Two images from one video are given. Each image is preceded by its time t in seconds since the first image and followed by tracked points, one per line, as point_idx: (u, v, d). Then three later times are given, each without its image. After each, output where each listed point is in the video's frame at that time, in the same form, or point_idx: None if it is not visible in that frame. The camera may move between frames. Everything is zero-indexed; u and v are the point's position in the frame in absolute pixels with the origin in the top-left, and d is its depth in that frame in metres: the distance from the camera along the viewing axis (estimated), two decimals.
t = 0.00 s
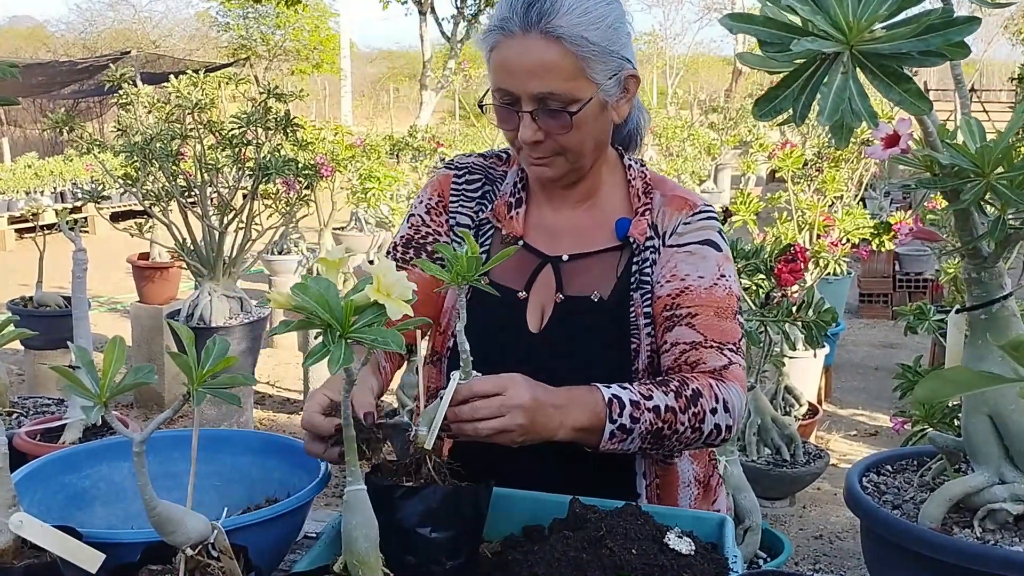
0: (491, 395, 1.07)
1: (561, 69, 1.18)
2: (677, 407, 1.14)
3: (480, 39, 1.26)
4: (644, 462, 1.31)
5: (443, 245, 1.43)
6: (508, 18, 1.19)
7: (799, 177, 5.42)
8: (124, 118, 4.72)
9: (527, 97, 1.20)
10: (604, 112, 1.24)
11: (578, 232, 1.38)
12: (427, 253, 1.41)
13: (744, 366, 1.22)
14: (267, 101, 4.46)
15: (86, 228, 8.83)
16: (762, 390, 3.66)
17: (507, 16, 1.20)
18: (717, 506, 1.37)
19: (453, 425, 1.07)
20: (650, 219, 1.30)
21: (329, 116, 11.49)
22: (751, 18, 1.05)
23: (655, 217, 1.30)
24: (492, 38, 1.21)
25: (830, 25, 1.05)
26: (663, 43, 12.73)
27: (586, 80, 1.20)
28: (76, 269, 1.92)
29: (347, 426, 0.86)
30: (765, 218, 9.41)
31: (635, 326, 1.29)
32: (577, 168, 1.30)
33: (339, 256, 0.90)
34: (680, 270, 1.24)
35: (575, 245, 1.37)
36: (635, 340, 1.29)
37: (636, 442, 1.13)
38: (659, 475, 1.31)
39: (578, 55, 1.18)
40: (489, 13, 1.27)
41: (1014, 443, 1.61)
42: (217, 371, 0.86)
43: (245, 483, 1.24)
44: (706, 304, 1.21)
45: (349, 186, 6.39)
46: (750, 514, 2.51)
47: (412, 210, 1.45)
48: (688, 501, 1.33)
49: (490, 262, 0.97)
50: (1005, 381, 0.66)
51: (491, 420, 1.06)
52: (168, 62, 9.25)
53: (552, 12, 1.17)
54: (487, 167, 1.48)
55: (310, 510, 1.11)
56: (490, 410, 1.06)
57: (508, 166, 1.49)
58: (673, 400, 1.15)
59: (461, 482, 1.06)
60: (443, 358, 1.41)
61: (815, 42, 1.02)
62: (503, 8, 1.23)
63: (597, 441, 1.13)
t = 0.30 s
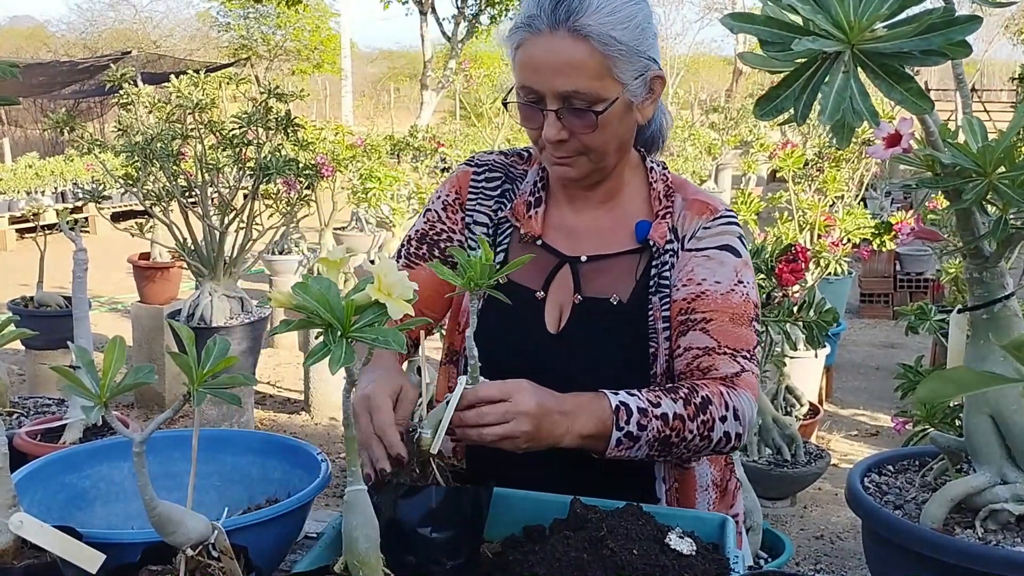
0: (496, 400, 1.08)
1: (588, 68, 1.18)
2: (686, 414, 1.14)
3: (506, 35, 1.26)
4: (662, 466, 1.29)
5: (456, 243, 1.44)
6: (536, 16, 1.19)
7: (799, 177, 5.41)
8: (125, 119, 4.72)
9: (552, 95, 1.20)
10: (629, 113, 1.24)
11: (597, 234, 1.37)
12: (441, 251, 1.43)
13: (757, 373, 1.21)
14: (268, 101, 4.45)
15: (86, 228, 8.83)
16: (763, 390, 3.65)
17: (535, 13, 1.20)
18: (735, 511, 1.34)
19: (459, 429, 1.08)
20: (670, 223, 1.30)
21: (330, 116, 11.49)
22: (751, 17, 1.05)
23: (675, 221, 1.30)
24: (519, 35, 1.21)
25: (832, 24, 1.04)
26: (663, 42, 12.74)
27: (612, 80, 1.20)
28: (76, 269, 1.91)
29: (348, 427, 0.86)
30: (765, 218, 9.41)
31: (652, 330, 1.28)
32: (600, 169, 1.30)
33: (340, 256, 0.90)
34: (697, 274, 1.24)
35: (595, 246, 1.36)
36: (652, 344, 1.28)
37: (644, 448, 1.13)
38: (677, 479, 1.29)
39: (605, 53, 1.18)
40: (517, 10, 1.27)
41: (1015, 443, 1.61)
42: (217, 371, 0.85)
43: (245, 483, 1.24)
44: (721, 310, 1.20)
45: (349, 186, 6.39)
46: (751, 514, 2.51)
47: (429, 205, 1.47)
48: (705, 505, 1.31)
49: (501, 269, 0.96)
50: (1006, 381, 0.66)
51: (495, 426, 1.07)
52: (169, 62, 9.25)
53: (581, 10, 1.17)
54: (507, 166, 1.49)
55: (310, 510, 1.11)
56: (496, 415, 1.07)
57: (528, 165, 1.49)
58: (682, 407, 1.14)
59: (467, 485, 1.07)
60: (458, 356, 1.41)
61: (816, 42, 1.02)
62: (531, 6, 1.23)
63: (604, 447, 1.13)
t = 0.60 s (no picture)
0: (483, 395, 1.08)
1: (595, 69, 1.18)
2: (685, 407, 1.13)
3: (509, 37, 1.25)
4: (665, 466, 1.28)
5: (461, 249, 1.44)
6: (540, 18, 1.19)
7: (800, 176, 5.40)
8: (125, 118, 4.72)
9: (559, 97, 1.20)
10: (636, 112, 1.24)
11: (601, 233, 1.37)
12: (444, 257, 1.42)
13: (762, 368, 1.20)
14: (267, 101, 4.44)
15: (86, 228, 8.83)
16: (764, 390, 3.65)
17: (539, 14, 1.19)
18: (741, 515, 1.35)
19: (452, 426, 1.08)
20: (672, 221, 1.30)
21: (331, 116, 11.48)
22: (752, 16, 1.05)
23: (677, 219, 1.30)
24: (524, 37, 1.20)
25: (833, 24, 1.04)
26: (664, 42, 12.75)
27: (619, 80, 1.20)
28: (76, 269, 1.91)
29: (348, 427, 0.86)
30: (764, 218, 9.40)
31: (654, 328, 1.27)
32: (605, 170, 1.30)
33: (340, 255, 0.90)
34: (700, 269, 1.23)
35: (598, 245, 1.36)
36: (654, 343, 1.27)
37: (642, 442, 1.12)
38: (679, 479, 1.29)
39: (612, 55, 1.18)
40: (519, 11, 1.26)
41: (1016, 443, 1.61)
42: (216, 371, 0.85)
43: (245, 483, 1.24)
44: (725, 303, 1.20)
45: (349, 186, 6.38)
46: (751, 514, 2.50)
47: (434, 211, 1.47)
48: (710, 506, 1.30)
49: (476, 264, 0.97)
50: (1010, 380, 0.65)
51: (484, 421, 1.07)
52: (170, 62, 9.25)
53: (586, 10, 1.17)
54: (511, 167, 1.49)
55: (309, 510, 1.11)
56: (485, 410, 1.07)
57: (532, 166, 1.49)
58: (681, 400, 1.13)
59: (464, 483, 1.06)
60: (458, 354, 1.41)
61: (818, 41, 1.02)
62: (534, 6, 1.22)
63: (601, 442, 1.12)
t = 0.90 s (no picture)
0: (470, 385, 1.07)
1: (578, 67, 1.18)
2: (680, 398, 1.12)
3: (494, 40, 1.26)
4: (661, 463, 1.27)
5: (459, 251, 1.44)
6: (522, 19, 1.19)
7: (801, 176, 5.39)
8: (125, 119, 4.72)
9: (544, 96, 1.20)
10: (622, 110, 1.23)
11: (594, 233, 1.38)
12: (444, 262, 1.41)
13: (760, 360, 1.19)
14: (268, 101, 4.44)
15: (87, 228, 8.82)
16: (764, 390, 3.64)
17: (521, 15, 1.19)
18: (740, 514, 1.33)
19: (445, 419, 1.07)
20: (665, 217, 1.30)
21: (331, 116, 11.49)
22: (754, 15, 1.05)
23: (670, 216, 1.29)
24: (507, 39, 1.20)
25: (834, 23, 1.04)
26: (663, 43, 12.77)
27: (602, 77, 1.19)
28: (77, 269, 1.91)
29: (348, 428, 0.85)
30: (765, 218, 9.40)
31: (649, 327, 1.27)
32: (595, 169, 1.30)
33: (340, 255, 0.90)
34: (694, 264, 1.22)
35: (592, 243, 1.36)
36: (649, 342, 1.27)
37: (638, 434, 1.11)
38: (676, 477, 1.27)
39: (594, 52, 1.18)
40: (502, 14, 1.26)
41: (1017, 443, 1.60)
42: (217, 372, 0.85)
43: (246, 484, 1.24)
44: (719, 296, 1.19)
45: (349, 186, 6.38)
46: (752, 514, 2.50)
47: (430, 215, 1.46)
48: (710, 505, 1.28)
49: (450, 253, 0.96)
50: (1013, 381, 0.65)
51: (472, 411, 1.06)
52: (170, 62, 9.25)
53: (567, 10, 1.17)
54: (504, 167, 1.49)
55: (310, 510, 1.11)
56: (472, 400, 1.06)
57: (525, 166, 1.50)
58: (676, 391, 1.13)
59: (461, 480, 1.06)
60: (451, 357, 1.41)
61: (820, 41, 1.02)
62: (517, 9, 1.22)
63: (596, 434, 1.11)
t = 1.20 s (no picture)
0: (466, 380, 1.07)
1: (560, 63, 1.17)
2: (679, 394, 1.12)
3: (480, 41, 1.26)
4: (656, 462, 1.27)
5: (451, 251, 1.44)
6: (505, 16, 1.19)
7: (801, 176, 5.39)
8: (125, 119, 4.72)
9: (528, 93, 1.19)
10: (607, 107, 1.22)
11: (586, 232, 1.37)
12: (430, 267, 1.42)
13: (756, 358, 1.19)
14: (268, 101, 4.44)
15: (87, 228, 8.82)
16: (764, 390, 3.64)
17: (505, 14, 1.20)
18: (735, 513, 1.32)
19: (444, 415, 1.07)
20: (657, 216, 1.30)
21: (332, 116, 11.48)
22: (754, 17, 1.04)
23: (662, 214, 1.29)
24: (491, 37, 1.20)
25: (835, 24, 1.04)
26: (663, 42, 12.78)
27: (585, 74, 1.19)
28: (76, 269, 1.91)
29: (349, 429, 0.85)
30: (765, 219, 9.40)
31: (642, 326, 1.27)
32: (584, 167, 1.30)
33: (340, 256, 0.89)
34: (688, 263, 1.22)
35: (583, 242, 1.36)
36: (642, 340, 1.27)
37: (636, 430, 1.11)
38: (670, 475, 1.27)
39: (576, 48, 1.17)
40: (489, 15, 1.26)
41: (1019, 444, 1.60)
42: (218, 372, 0.85)
43: (246, 485, 1.24)
44: (714, 294, 1.19)
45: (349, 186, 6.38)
46: (752, 515, 2.50)
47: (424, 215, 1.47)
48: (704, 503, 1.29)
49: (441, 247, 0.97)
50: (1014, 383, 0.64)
51: (469, 406, 1.06)
52: (170, 62, 9.24)
53: (549, 6, 1.17)
54: (497, 168, 1.49)
55: (310, 511, 1.10)
56: (469, 395, 1.06)
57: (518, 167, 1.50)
58: (674, 387, 1.13)
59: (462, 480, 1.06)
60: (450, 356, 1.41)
61: (819, 42, 1.02)
62: (502, 8, 1.23)
63: (594, 430, 1.11)
